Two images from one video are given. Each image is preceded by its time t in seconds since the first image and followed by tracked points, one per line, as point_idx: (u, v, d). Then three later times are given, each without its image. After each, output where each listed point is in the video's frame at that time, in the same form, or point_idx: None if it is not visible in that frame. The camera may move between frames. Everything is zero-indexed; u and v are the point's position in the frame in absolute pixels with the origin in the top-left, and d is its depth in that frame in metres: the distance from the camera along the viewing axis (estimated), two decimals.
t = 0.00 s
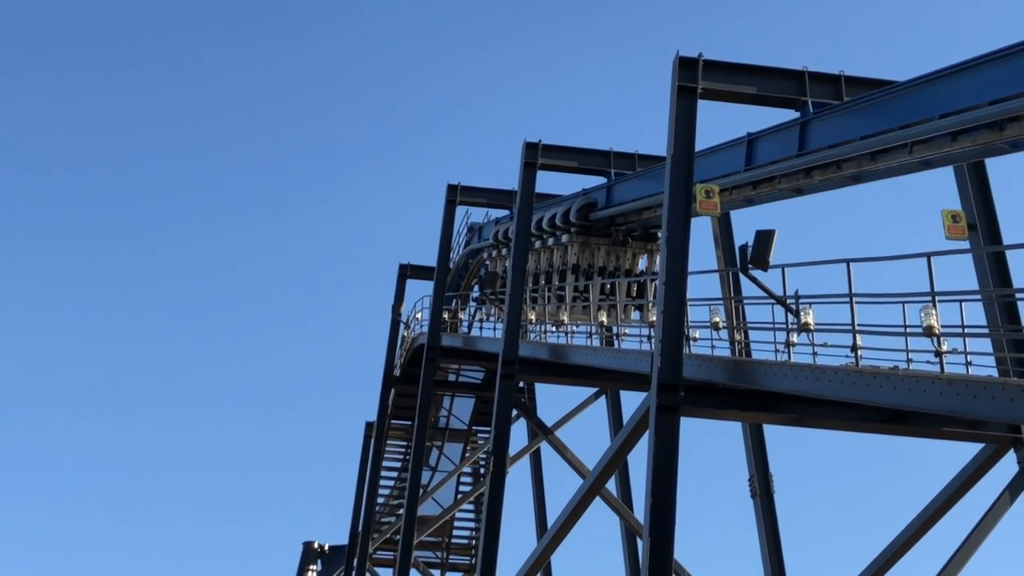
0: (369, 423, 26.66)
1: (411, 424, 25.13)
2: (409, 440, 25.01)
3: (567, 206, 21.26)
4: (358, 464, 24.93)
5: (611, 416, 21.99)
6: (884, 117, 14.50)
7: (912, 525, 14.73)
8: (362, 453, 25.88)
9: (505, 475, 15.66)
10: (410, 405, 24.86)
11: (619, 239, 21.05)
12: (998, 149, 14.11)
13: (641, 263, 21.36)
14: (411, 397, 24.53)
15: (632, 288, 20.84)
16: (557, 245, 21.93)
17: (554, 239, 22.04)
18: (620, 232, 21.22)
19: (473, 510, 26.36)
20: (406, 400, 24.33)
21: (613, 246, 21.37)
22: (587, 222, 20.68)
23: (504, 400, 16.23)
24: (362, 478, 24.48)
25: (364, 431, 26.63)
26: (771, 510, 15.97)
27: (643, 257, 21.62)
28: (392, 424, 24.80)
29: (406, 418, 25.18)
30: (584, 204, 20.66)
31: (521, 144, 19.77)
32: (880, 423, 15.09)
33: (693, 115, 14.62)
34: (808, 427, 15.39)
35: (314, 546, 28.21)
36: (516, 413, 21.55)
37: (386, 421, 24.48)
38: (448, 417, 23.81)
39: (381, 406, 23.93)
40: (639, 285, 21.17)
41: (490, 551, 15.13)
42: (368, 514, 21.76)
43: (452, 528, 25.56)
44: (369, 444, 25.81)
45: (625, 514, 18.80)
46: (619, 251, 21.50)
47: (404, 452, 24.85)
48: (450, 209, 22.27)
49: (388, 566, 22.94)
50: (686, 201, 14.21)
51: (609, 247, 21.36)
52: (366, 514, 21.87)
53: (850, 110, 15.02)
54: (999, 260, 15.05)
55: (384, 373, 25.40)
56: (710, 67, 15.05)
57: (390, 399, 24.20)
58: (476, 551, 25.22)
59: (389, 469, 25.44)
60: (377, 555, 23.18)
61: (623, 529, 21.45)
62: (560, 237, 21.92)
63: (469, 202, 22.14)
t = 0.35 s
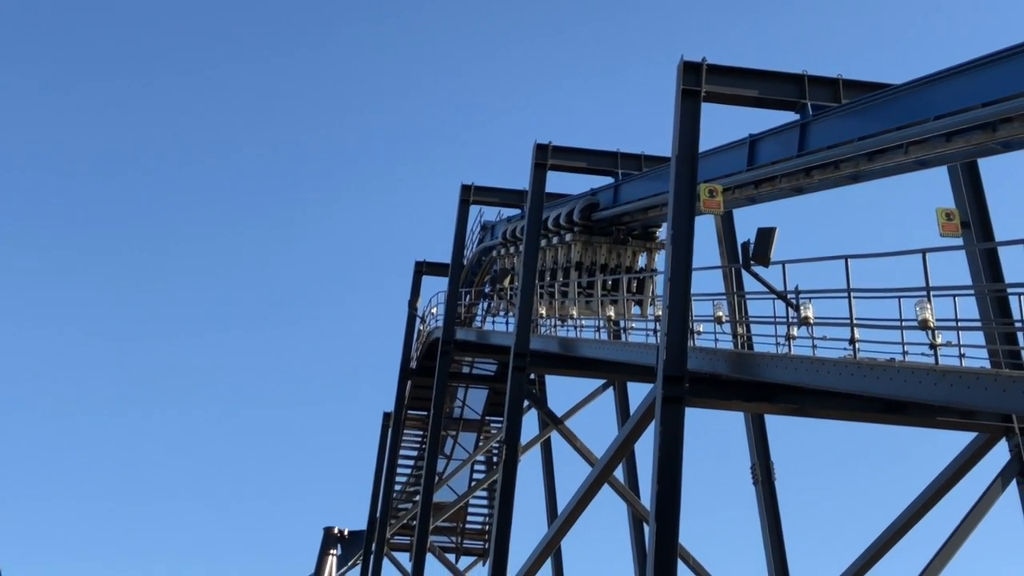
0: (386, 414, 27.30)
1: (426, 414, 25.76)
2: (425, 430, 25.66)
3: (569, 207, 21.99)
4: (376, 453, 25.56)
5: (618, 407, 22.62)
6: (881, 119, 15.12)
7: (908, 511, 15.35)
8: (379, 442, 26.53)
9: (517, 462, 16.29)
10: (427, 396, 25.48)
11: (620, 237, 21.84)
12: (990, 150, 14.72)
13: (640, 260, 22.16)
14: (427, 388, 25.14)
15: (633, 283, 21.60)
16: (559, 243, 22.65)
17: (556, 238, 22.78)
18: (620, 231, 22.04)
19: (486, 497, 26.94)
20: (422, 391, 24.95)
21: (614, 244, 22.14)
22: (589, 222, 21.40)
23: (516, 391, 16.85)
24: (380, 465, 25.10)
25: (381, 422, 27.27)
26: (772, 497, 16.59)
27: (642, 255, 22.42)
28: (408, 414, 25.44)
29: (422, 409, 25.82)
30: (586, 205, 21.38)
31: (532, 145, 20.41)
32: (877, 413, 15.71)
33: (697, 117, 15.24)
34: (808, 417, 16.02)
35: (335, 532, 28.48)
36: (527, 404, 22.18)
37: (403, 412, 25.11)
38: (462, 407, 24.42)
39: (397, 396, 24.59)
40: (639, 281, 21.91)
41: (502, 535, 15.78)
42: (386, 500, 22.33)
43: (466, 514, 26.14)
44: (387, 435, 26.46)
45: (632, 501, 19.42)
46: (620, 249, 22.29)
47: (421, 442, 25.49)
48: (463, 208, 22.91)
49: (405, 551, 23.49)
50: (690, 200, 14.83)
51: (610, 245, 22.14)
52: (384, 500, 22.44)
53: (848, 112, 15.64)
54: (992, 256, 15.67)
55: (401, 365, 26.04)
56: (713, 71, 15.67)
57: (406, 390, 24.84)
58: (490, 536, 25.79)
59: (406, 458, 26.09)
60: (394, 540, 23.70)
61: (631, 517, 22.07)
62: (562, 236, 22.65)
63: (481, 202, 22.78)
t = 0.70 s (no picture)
0: (400, 405, 27.83)
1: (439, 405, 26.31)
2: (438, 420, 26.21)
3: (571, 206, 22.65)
4: (390, 443, 26.10)
5: (625, 398, 23.14)
6: (879, 118, 15.61)
7: (905, 497, 15.87)
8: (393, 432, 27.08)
9: (528, 451, 16.82)
10: (439, 387, 26.02)
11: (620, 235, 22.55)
12: (985, 148, 15.22)
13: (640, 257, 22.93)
14: (441, 380, 25.67)
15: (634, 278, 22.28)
16: (562, 241, 23.31)
17: (559, 235, 23.45)
18: (620, 229, 22.77)
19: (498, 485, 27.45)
20: (436, 383, 25.49)
21: (614, 242, 22.85)
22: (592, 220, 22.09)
23: (526, 382, 17.38)
24: (394, 454, 25.64)
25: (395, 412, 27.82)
26: (774, 484, 17.11)
27: (641, 252, 23.21)
28: (422, 404, 25.98)
29: (435, 400, 26.37)
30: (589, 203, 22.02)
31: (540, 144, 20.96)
32: (875, 403, 16.23)
33: (701, 117, 15.75)
34: (808, 407, 16.54)
35: (352, 517, 28.94)
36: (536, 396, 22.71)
37: (417, 402, 25.65)
38: (474, 398, 24.97)
39: (411, 387, 25.14)
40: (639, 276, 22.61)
41: (513, 521, 16.33)
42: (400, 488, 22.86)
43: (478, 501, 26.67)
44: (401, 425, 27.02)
45: (638, 489, 19.94)
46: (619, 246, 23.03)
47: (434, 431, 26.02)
48: (474, 206, 23.45)
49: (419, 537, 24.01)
50: (694, 198, 15.33)
51: (612, 242, 22.86)
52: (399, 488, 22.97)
53: (847, 112, 16.14)
54: (987, 251, 16.16)
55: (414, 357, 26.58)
56: (717, 72, 16.17)
57: (420, 381, 25.37)
58: (501, 523, 26.32)
59: (419, 447, 26.63)
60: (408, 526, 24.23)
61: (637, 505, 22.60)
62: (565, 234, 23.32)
63: (492, 199, 23.30)
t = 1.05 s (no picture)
0: (410, 398, 28.31)
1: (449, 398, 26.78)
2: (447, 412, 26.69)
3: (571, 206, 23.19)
4: (400, 435, 26.58)
5: (629, 391, 23.62)
6: (875, 120, 16.08)
7: (902, 488, 16.35)
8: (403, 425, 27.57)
9: (534, 442, 17.29)
10: (449, 381, 26.50)
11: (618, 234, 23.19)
12: (979, 148, 15.69)
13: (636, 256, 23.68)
14: (450, 374, 26.15)
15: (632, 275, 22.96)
16: (562, 239, 23.84)
17: (559, 234, 23.96)
18: (618, 228, 23.39)
19: (505, 476, 27.94)
20: (445, 376, 25.97)
21: (613, 240, 23.43)
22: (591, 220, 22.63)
23: (533, 377, 17.84)
24: (405, 445, 26.12)
25: (405, 405, 28.30)
26: (773, 475, 17.58)
27: (638, 250, 23.88)
28: (432, 398, 26.47)
29: (445, 393, 26.85)
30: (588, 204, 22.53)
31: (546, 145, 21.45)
32: (872, 396, 16.70)
33: (703, 118, 16.21)
34: (807, 400, 17.02)
35: (364, 507, 29.45)
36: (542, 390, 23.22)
37: (427, 395, 26.15)
38: (483, 391, 25.44)
39: (421, 381, 25.62)
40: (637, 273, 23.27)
41: (521, 510, 16.81)
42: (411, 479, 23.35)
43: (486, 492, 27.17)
44: (411, 418, 27.50)
45: (641, 479, 20.42)
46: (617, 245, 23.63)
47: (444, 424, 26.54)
48: (482, 205, 23.91)
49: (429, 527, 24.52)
50: (695, 197, 15.79)
51: (611, 241, 23.43)
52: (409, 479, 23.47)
53: (844, 113, 16.61)
54: (980, 248, 16.64)
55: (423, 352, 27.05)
56: (718, 75, 16.63)
57: (429, 375, 25.85)
58: (509, 513, 26.81)
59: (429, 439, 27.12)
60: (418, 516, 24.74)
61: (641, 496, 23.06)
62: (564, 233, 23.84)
63: (500, 199, 23.78)
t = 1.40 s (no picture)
0: (418, 392, 28.96)
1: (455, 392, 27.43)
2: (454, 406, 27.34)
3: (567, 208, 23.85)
4: (408, 427, 27.24)
5: (628, 385, 24.25)
6: (866, 124, 16.69)
7: (892, 478, 16.98)
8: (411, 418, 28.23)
9: (538, 434, 17.93)
10: (455, 375, 27.15)
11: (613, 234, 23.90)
12: (966, 151, 16.30)
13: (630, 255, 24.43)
14: (456, 368, 26.80)
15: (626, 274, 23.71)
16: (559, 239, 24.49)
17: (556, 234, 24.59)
18: (613, 228, 24.08)
19: (510, 468, 28.60)
20: (451, 371, 26.63)
21: (609, 240, 24.11)
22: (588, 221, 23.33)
23: (536, 372, 18.48)
24: (412, 437, 26.77)
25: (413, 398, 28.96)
26: (767, 466, 18.21)
27: (631, 250, 24.60)
28: (438, 391, 27.12)
29: (451, 387, 27.50)
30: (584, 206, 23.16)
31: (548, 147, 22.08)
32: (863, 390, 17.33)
33: (699, 122, 16.84)
34: (800, 393, 17.64)
35: (374, 496, 30.18)
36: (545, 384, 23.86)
37: (434, 389, 26.81)
38: (488, 385, 26.06)
39: (428, 375, 26.28)
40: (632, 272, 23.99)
41: (525, 499, 17.46)
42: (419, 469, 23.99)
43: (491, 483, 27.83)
44: (419, 411, 28.16)
45: (641, 469, 21.06)
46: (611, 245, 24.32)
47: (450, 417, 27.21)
48: (487, 206, 24.53)
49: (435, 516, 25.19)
50: (692, 198, 16.41)
51: (607, 241, 24.10)
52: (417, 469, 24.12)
53: (836, 117, 17.23)
54: (967, 247, 17.26)
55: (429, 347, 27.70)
56: (715, 81, 17.26)
57: (436, 370, 26.50)
58: (513, 503, 27.47)
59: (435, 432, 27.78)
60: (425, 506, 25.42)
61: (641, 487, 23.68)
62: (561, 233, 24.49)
63: (504, 200, 24.40)
